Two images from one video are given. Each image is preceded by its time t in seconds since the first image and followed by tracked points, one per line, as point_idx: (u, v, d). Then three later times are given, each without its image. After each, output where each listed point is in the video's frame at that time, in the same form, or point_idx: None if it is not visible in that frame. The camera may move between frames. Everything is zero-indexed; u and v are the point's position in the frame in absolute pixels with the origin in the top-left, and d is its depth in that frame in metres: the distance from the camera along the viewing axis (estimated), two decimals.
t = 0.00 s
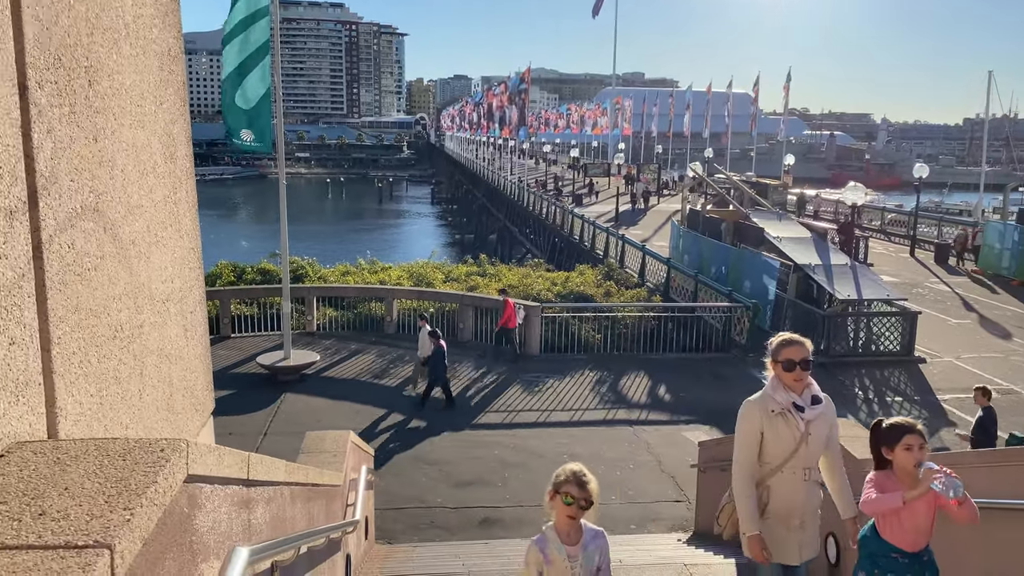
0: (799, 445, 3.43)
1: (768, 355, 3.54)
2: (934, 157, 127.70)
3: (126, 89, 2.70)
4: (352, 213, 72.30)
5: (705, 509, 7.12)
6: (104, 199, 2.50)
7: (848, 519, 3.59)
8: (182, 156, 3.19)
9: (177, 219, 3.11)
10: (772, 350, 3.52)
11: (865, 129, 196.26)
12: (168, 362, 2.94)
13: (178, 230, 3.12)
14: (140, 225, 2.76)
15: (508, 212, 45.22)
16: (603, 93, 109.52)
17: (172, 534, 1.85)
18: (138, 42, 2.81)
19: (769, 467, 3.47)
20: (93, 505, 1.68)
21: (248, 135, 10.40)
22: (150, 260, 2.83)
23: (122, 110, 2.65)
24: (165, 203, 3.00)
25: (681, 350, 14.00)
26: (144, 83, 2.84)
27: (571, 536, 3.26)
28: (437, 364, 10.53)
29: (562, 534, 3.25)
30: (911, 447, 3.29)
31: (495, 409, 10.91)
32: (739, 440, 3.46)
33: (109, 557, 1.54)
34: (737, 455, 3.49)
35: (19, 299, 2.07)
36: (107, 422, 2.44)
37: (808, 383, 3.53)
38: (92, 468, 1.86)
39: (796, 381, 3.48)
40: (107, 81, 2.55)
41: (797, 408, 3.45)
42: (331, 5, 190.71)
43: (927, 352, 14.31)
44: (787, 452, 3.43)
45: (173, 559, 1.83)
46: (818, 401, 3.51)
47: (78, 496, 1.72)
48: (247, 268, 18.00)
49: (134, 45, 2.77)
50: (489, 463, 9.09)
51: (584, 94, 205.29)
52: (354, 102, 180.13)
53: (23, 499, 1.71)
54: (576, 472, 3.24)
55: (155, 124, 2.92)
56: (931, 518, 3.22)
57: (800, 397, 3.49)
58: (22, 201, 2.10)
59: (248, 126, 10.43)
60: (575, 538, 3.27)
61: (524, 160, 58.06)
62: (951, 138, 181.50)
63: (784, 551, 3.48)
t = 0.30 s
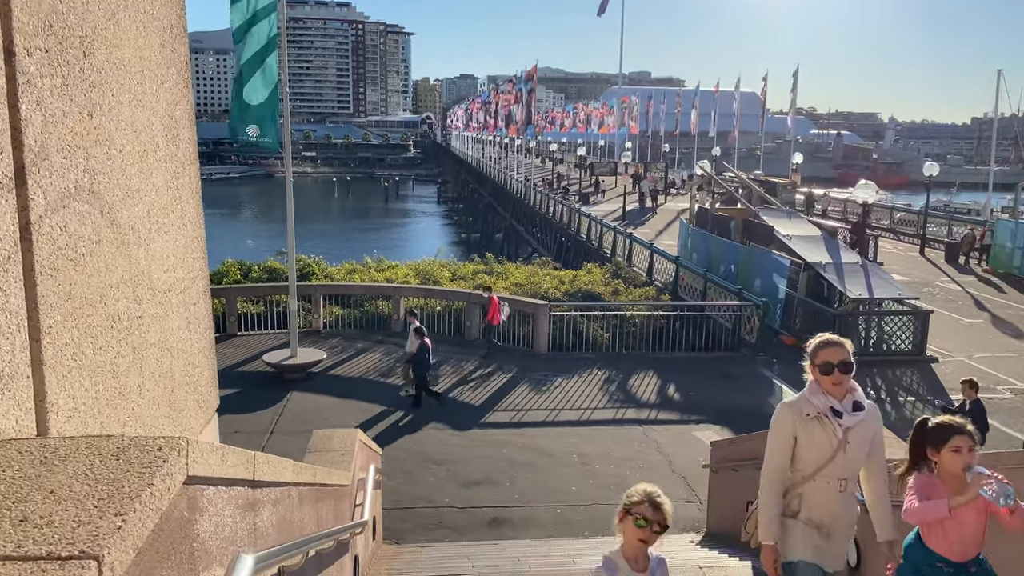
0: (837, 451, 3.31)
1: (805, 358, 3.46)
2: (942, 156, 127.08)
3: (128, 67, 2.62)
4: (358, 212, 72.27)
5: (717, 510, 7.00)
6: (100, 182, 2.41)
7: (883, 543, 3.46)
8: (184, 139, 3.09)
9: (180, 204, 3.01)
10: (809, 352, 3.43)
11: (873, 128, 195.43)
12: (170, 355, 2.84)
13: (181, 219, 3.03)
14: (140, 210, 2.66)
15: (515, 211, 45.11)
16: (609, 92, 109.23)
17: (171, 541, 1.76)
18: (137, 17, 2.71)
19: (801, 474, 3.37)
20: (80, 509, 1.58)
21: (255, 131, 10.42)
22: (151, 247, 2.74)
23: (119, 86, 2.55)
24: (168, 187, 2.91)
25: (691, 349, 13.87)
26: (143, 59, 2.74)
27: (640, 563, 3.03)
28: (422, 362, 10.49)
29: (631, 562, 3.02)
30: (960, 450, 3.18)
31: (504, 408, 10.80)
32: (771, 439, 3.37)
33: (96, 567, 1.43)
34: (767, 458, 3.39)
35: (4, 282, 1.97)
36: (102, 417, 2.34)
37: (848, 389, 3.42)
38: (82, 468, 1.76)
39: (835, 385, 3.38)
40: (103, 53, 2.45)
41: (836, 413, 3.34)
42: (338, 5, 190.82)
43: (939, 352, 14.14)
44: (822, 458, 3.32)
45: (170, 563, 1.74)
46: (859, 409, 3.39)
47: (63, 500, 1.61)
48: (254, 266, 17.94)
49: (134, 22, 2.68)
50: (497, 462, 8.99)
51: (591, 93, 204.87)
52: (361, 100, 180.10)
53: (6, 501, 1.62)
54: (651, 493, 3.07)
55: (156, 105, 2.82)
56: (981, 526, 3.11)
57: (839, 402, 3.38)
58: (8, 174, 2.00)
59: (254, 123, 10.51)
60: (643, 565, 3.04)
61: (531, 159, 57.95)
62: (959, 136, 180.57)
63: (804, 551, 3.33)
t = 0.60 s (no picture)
0: (870, 452, 3.19)
1: (836, 349, 3.31)
2: (949, 155, 126.45)
3: (114, 36, 2.51)
4: (363, 212, 72.16)
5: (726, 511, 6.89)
6: (80, 155, 2.29)
7: (908, 546, 3.34)
8: (178, 116, 3.01)
9: (172, 183, 2.92)
10: (840, 344, 3.29)
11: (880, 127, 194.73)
12: (161, 346, 2.75)
13: (174, 200, 2.94)
14: (126, 192, 2.56)
15: (520, 210, 44.95)
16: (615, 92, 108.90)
17: (151, 540, 1.66)
18: None
19: (832, 476, 3.27)
20: (42, 507, 1.47)
21: (258, 128, 10.71)
22: (139, 230, 2.63)
23: (104, 54, 2.44)
24: (159, 167, 2.81)
25: (697, 348, 13.73)
26: (131, 28, 2.63)
27: (735, 547, 2.90)
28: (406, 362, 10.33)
29: (726, 544, 2.90)
30: None
31: (509, 407, 10.69)
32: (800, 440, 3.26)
33: (55, 572, 1.31)
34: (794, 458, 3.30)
35: None
36: (85, 410, 2.24)
37: (884, 382, 3.26)
38: (50, 461, 1.65)
39: (868, 379, 3.23)
40: (86, 18, 2.35)
41: (870, 411, 3.20)
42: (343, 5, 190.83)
43: (950, 351, 13.99)
44: (855, 463, 3.21)
45: (149, 554, 1.65)
46: (896, 404, 3.24)
47: (26, 497, 1.51)
48: (259, 265, 17.86)
49: None
50: (502, 461, 8.90)
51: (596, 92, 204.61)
52: (366, 99, 180.12)
53: None
54: (734, 467, 2.94)
55: (143, 79, 2.72)
56: None
57: (874, 398, 3.23)
58: None
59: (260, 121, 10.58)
60: (738, 548, 2.92)
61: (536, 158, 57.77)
62: (966, 135, 179.73)
63: (817, 564, 3.28)
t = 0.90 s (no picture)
0: (909, 438, 3.08)
1: (873, 330, 3.21)
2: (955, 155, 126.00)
3: (95, 8, 2.40)
4: (366, 212, 72.07)
5: (734, 514, 6.77)
6: (57, 133, 2.16)
7: (975, 543, 3.11)
8: (166, 100, 2.91)
9: (160, 168, 2.82)
10: (878, 324, 3.19)
11: (884, 127, 194.19)
12: (150, 340, 2.65)
13: (162, 188, 2.83)
14: (108, 176, 2.43)
15: (524, 209, 44.82)
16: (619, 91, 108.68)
17: (124, 556, 1.53)
18: None
19: (867, 465, 3.17)
20: None
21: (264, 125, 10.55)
22: (123, 220, 2.52)
23: (82, 25, 2.32)
24: (146, 151, 2.71)
25: (703, 348, 13.61)
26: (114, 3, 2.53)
27: (805, 560, 2.70)
28: (386, 359, 10.27)
29: (796, 557, 2.70)
30: None
31: (514, 407, 10.58)
32: (830, 426, 3.19)
33: None
34: (824, 446, 3.23)
35: None
36: (61, 410, 2.10)
37: (924, 363, 3.15)
38: (8, 468, 1.51)
39: (906, 360, 3.12)
40: None
41: (907, 395, 3.09)
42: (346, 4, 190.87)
43: (959, 351, 13.84)
44: (891, 450, 3.10)
45: (124, 564, 1.53)
46: (936, 387, 3.12)
47: None
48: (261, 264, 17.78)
49: None
50: (506, 462, 8.79)
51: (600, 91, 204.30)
52: (370, 99, 180.06)
53: None
54: (808, 471, 2.73)
55: (128, 55, 2.60)
56: None
57: (910, 380, 3.13)
58: None
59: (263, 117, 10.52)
60: (811, 561, 2.72)
61: (540, 157, 57.62)
62: (971, 135, 179.22)
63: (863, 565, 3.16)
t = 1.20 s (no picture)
0: (975, 447, 2.86)
1: (931, 327, 2.99)
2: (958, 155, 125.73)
3: None
4: (369, 211, 71.97)
5: (742, 514, 6.66)
6: (28, 90, 1.95)
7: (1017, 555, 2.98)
8: (157, 68, 2.74)
9: (150, 141, 2.65)
10: (939, 322, 2.96)
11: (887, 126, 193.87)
12: (138, 322, 2.48)
13: (153, 162, 2.66)
14: (91, 144, 2.24)
15: (527, 208, 44.68)
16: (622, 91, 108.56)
17: (98, 557, 1.41)
18: None
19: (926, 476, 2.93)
20: None
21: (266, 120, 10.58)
22: (109, 193, 2.34)
23: None
24: (135, 122, 2.54)
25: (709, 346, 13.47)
26: None
27: None
28: (368, 357, 10.03)
29: None
30: None
31: (518, 405, 10.48)
32: (888, 432, 2.94)
33: None
34: (878, 454, 2.96)
35: None
36: (35, 395, 1.92)
37: (984, 368, 2.96)
38: None
39: (970, 363, 2.92)
40: None
41: (973, 401, 2.88)
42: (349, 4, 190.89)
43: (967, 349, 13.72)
44: (955, 459, 2.87)
45: (92, 564, 1.40)
46: (998, 393, 2.93)
47: None
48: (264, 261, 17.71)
49: None
50: (511, 460, 8.68)
51: (602, 90, 204.32)
52: (372, 98, 180.09)
53: None
54: (910, 476, 2.28)
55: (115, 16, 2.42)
56: None
57: (973, 385, 2.92)
58: None
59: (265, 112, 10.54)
60: None
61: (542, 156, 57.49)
62: (974, 135, 178.89)
63: None
